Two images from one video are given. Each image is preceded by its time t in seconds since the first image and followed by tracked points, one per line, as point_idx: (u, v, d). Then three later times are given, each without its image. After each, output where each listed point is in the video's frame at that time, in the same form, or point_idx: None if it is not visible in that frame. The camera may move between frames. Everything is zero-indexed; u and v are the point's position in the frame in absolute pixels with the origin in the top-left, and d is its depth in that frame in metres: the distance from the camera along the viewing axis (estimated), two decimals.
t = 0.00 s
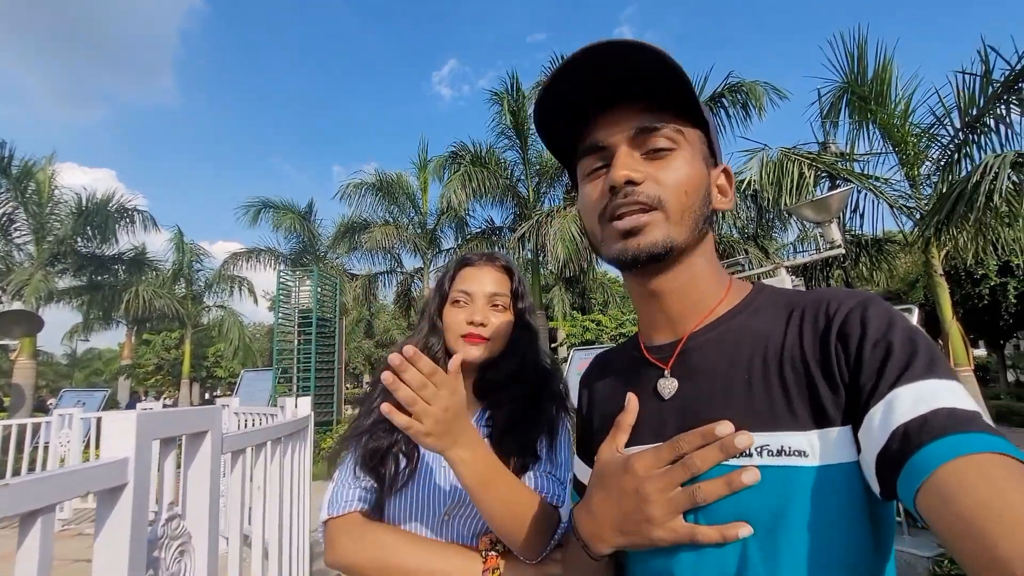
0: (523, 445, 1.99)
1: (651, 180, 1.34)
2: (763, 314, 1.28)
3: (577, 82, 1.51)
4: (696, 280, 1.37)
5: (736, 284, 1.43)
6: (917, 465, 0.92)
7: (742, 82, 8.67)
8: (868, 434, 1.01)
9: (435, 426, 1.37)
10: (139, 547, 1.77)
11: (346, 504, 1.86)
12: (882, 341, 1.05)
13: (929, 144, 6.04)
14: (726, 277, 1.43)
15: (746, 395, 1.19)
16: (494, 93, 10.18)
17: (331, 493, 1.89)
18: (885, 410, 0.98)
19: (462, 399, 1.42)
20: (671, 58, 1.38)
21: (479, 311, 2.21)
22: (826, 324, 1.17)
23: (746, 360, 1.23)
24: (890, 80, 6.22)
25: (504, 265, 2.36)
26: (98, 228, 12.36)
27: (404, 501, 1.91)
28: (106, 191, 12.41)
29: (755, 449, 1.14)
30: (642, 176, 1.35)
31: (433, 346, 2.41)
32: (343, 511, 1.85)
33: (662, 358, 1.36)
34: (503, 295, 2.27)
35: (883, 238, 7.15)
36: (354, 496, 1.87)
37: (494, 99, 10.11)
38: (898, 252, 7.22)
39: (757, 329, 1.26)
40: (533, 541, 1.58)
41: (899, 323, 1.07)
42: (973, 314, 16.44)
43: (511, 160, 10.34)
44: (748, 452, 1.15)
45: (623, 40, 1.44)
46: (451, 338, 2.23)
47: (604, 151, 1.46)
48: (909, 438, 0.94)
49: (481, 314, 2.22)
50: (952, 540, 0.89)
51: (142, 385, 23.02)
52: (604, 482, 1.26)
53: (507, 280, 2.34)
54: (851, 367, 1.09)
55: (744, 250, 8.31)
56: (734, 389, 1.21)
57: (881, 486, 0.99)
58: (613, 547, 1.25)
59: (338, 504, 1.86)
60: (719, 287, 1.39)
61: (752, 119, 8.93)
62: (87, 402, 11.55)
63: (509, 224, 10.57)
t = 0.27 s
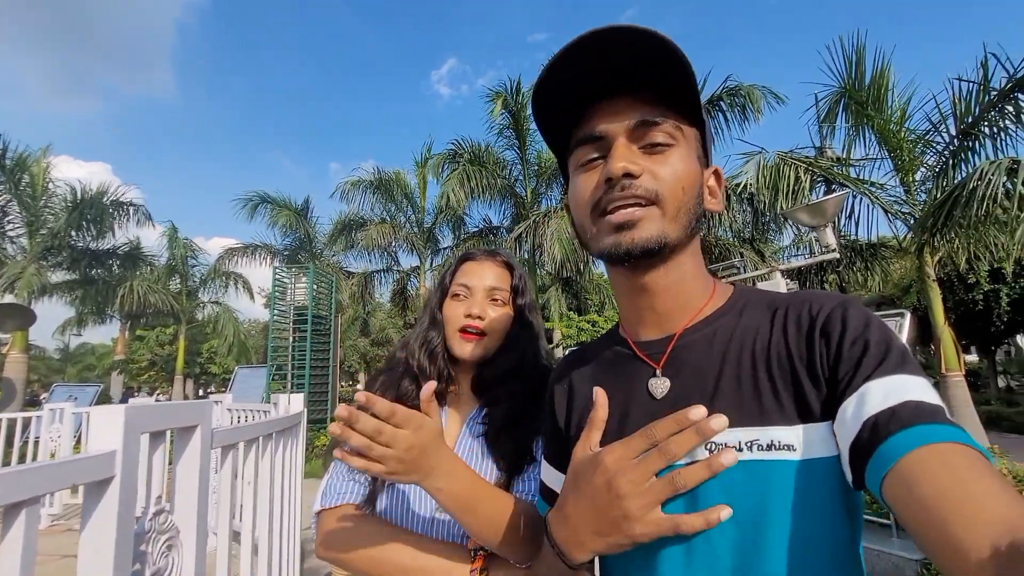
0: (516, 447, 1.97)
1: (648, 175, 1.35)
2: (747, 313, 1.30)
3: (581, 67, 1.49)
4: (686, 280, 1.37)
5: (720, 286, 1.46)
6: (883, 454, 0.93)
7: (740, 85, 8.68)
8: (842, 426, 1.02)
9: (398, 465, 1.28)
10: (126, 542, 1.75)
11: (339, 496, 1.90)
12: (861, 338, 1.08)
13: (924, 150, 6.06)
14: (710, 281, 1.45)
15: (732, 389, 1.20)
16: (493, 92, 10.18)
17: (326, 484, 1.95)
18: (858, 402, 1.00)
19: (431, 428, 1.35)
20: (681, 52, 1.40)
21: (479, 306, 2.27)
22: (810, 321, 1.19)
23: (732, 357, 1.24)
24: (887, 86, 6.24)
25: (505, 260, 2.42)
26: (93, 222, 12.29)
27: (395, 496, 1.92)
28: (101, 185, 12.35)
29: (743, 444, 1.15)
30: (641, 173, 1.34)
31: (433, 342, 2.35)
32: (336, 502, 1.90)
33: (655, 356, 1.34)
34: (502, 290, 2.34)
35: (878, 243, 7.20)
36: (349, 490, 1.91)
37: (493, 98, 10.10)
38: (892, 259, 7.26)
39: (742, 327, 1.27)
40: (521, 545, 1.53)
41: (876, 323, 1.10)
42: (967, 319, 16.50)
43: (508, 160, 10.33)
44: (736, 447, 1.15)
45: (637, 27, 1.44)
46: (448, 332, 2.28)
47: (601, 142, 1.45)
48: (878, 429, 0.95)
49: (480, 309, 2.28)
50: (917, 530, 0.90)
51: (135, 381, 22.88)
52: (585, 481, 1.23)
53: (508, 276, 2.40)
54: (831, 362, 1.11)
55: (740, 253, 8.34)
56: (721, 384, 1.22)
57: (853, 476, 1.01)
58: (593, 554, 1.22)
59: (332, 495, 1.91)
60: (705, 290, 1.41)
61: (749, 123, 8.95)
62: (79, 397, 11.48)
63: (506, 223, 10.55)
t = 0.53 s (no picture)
0: (504, 452, 1.96)
1: (636, 193, 1.34)
2: (729, 323, 1.30)
3: (573, 82, 1.48)
4: (669, 292, 1.38)
5: (704, 296, 1.46)
6: (861, 463, 0.93)
7: (739, 87, 8.68)
8: (822, 436, 1.02)
9: (377, 464, 1.28)
10: (119, 546, 1.75)
11: (323, 502, 1.92)
12: (838, 347, 1.08)
13: (922, 151, 6.08)
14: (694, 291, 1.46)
15: (715, 399, 1.20)
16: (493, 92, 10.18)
17: (312, 491, 1.97)
18: (836, 411, 1.00)
19: (414, 429, 1.34)
20: (678, 73, 1.42)
21: (468, 309, 2.26)
22: (789, 330, 1.19)
23: (714, 366, 1.24)
24: (885, 87, 6.25)
25: (493, 263, 2.42)
26: (91, 222, 12.26)
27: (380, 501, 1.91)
28: (99, 185, 12.31)
29: (725, 453, 1.15)
30: (632, 189, 1.34)
31: (422, 344, 2.39)
32: (320, 508, 1.91)
33: (639, 366, 1.35)
34: (490, 292, 2.33)
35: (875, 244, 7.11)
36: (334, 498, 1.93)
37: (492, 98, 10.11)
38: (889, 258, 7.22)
39: (724, 337, 1.27)
40: (509, 555, 1.55)
41: (853, 332, 1.10)
42: (963, 320, 16.54)
43: (507, 160, 10.33)
44: (718, 455, 1.15)
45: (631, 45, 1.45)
46: (437, 334, 2.27)
47: (586, 156, 1.45)
48: (856, 438, 0.95)
49: (469, 312, 2.27)
50: (895, 539, 0.89)
51: (132, 381, 22.82)
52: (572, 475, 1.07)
53: (495, 277, 2.39)
54: (810, 371, 1.10)
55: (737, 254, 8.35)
56: (703, 393, 1.22)
57: (835, 486, 1.00)
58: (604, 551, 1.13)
59: (317, 502, 1.93)
60: (688, 300, 1.41)
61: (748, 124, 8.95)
62: (76, 397, 11.45)
63: (505, 224, 10.55)
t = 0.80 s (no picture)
0: (495, 444, 1.95)
1: (624, 201, 1.32)
2: (727, 318, 1.29)
3: (556, 93, 1.47)
4: (664, 287, 1.39)
5: (701, 291, 1.45)
6: (862, 460, 0.91)
7: (738, 87, 8.68)
8: (821, 432, 1.00)
9: (364, 471, 1.25)
10: (116, 546, 1.73)
11: (310, 502, 1.91)
12: (837, 342, 1.07)
13: (922, 150, 6.07)
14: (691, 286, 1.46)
15: (712, 395, 1.19)
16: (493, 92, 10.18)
17: (299, 491, 1.96)
18: (836, 407, 0.98)
19: (402, 430, 1.31)
20: (657, 84, 1.38)
21: (466, 305, 2.27)
22: (786, 326, 1.18)
23: (711, 361, 1.23)
24: (885, 87, 6.25)
25: (486, 259, 2.43)
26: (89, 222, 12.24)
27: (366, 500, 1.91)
28: (97, 185, 12.29)
29: (720, 446, 1.13)
30: (620, 198, 1.31)
31: (414, 344, 2.35)
32: (306, 508, 1.91)
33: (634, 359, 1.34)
34: (485, 287, 2.35)
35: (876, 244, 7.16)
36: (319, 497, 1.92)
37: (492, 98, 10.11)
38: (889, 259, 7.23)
39: (722, 332, 1.26)
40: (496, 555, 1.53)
41: (852, 327, 1.09)
42: (962, 319, 16.56)
43: (506, 160, 10.32)
44: (713, 449, 1.14)
45: (606, 57, 1.42)
46: (434, 332, 2.27)
47: (571, 163, 1.43)
48: (856, 434, 0.93)
49: (466, 307, 2.28)
50: (894, 535, 0.88)
51: (130, 382, 22.77)
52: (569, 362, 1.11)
53: (488, 272, 2.41)
54: (808, 366, 1.09)
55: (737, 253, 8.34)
56: (700, 388, 1.21)
57: (834, 482, 0.98)
58: (607, 437, 1.13)
59: (303, 501, 1.92)
60: (684, 295, 1.41)
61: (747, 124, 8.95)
62: (74, 398, 11.42)
63: (504, 224, 10.55)
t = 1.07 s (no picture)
0: (476, 438, 1.97)
1: (618, 204, 1.32)
2: (724, 321, 1.29)
3: (551, 94, 1.46)
4: (662, 288, 1.39)
5: (698, 293, 1.46)
6: (857, 465, 0.91)
7: (738, 87, 8.68)
8: (817, 437, 1.00)
9: (347, 465, 1.28)
10: (118, 549, 1.74)
11: (296, 514, 1.96)
12: (834, 347, 1.06)
13: (921, 151, 6.08)
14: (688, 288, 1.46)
15: (709, 397, 1.19)
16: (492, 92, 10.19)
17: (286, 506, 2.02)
18: (832, 412, 0.98)
19: (387, 425, 1.35)
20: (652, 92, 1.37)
21: (440, 309, 2.25)
22: (783, 330, 1.17)
23: (708, 363, 1.23)
24: (883, 87, 6.26)
25: (443, 258, 2.41)
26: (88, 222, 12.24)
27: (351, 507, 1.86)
28: (96, 186, 12.29)
29: (714, 450, 1.14)
30: (613, 199, 1.32)
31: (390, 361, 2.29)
32: (292, 521, 1.96)
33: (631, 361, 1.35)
34: (451, 286, 2.32)
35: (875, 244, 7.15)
36: (306, 510, 1.96)
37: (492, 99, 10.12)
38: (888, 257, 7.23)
39: (718, 335, 1.26)
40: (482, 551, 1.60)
41: (848, 331, 1.09)
42: (960, 319, 16.58)
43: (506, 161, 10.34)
44: (707, 453, 1.14)
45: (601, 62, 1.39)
46: (414, 345, 2.22)
47: (566, 165, 1.43)
48: (851, 439, 0.93)
49: (439, 311, 2.25)
50: (889, 538, 0.88)
51: (129, 382, 22.75)
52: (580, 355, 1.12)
53: (447, 271, 2.38)
54: (804, 370, 1.09)
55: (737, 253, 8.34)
56: (696, 391, 1.21)
57: (830, 486, 0.98)
58: (612, 431, 1.13)
59: (289, 515, 1.97)
60: (681, 297, 1.41)
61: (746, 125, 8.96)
62: (73, 399, 11.40)
63: (504, 224, 10.54)
